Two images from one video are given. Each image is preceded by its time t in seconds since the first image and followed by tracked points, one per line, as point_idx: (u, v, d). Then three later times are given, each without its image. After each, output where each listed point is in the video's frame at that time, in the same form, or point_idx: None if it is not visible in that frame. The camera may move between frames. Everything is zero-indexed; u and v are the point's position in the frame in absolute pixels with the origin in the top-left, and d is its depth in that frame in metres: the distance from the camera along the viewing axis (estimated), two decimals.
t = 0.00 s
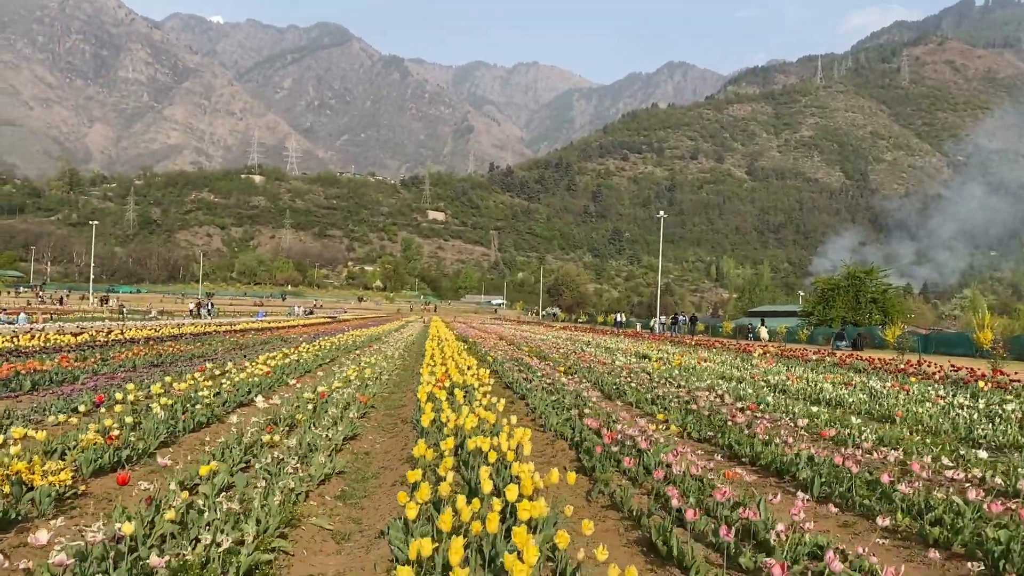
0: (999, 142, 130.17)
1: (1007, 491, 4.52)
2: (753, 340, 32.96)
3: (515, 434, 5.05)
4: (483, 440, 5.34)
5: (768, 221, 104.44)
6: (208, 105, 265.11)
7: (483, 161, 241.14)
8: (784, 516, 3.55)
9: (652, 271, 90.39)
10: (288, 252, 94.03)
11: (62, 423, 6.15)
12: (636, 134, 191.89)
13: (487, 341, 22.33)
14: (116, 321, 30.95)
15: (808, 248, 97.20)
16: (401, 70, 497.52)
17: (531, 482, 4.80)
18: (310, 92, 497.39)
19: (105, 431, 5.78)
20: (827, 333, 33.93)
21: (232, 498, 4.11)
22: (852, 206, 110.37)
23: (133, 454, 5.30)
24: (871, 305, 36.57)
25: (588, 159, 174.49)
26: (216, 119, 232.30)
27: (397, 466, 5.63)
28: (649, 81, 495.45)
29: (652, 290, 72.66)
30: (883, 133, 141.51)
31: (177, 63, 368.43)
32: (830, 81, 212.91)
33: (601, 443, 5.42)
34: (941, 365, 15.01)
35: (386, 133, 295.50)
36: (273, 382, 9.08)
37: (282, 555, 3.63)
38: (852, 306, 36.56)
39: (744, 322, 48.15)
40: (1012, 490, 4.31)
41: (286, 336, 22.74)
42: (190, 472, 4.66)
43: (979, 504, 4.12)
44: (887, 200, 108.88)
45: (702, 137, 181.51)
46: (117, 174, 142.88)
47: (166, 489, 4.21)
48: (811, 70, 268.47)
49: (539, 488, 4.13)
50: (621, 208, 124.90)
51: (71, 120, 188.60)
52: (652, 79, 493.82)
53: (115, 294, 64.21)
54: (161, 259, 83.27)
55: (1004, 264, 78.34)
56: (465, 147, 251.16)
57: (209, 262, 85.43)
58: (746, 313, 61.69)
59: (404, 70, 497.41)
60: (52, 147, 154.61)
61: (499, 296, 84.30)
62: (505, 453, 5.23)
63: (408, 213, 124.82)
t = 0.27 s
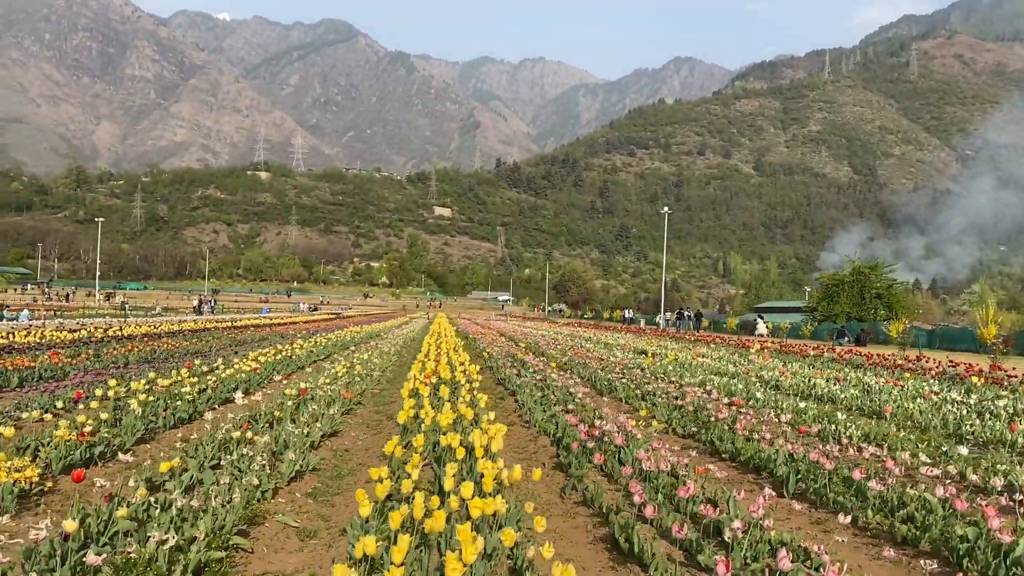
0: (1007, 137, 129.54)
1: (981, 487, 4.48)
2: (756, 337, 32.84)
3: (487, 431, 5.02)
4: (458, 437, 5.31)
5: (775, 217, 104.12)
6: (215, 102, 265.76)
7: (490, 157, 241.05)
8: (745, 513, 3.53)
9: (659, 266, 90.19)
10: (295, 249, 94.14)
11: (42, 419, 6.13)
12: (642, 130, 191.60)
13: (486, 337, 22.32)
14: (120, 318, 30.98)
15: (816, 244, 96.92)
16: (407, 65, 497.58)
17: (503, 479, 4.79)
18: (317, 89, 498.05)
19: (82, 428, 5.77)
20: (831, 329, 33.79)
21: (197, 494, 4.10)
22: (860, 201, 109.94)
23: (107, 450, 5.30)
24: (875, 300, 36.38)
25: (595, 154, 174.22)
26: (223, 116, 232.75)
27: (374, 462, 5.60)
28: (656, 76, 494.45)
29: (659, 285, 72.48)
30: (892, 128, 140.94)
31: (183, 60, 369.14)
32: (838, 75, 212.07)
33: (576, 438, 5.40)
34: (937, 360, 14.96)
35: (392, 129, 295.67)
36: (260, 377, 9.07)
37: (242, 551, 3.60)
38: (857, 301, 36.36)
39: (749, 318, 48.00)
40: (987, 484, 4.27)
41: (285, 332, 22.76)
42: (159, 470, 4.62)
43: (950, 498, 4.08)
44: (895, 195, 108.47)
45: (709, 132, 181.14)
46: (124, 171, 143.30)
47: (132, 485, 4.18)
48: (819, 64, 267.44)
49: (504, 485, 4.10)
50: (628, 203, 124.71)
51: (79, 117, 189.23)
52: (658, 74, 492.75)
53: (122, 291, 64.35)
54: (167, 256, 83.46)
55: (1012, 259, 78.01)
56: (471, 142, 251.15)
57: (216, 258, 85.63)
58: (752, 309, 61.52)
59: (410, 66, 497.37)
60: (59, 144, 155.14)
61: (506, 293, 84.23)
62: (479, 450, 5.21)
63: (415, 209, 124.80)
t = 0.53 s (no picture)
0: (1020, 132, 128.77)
1: (962, 486, 4.44)
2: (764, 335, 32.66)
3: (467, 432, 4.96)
4: (439, 436, 5.23)
5: (785, 215, 103.91)
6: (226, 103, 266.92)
7: (499, 155, 241.26)
8: (713, 513, 3.48)
9: (669, 264, 90.06)
10: (305, 248, 94.47)
11: (24, 416, 6.06)
12: (652, 128, 191.61)
13: (487, 335, 22.28)
14: (127, 317, 31.06)
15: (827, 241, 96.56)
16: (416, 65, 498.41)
17: (483, 481, 4.73)
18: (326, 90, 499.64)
19: (60, 425, 5.70)
20: (838, 327, 33.61)
21: (167, 495, 4.03)
22: (871, 198, 109.47)
23: (86, 449, 5.22)
24: (884, 298, 36.11)
25: (604, 152, 174.09)
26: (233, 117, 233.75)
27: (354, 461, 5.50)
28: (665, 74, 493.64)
29: (669, 283, 72.40)
30: (903, 125, 140.43)
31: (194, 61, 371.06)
32: (848, 72, 211.37)
33: (558, 437, 5.33)
34: (937, 358, 14.90)
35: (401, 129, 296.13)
36: (250, 375, 9.01)
37: (205, 551, 3.51)
38: (864, 300, 36.10)
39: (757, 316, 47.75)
40: (962, 485, 4.25)
41: (288, 331, 22.76)
42: (132, 466, 4.53)
43: (930, 497, 4.02)
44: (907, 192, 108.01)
45: (719, 129, 180.78)
46: (135, 171, 144.01)
47: (100, 483, 4.11)
48: (829, 61, 266.66)
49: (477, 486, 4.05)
50: (637, 202, 124.64)
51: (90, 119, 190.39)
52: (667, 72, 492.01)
53: (133, 290, 64.66)
54: (178, 256, 83.87)
55: None
56: (480, 141, 251.29)
57: (227, 258, 86.00)
58: (762, 307, 61.38)
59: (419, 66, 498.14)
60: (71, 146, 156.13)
61: (515, 291, 84.29)
62: (458, 449, 5.16)
63: (424, 208, 124.98)
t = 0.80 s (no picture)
0: None
1: (941, 488, 4.41)
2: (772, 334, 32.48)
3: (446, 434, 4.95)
4: (423, 438, 5.20)
5: (798, 212, 103.43)
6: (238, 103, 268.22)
7: (511, 153, 241.33)
8: (680, 518, 3.47)
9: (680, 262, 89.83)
10: (317, 247, 94.83)
11: (13, 416, 6.06)
12: (664, 125, 191.31)
13: (491, 333, 22.30)
14: (137, 317, 31.19)
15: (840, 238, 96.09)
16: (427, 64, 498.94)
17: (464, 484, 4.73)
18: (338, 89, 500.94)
19: (49, 426, 5.70)
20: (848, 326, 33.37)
21: (144, 497, 4.03)
22: (885, 195, 108.87)
23: (71, 449, 5.20)
24: (895, 296, 35.79)
25: (616, 150, 173.79)
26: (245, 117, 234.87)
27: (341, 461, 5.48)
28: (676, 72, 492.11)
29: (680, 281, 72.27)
30: (916, 121, 139.65)
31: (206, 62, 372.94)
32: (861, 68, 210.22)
33: (542, 439, 5.30)
34: (941, 356, 14.79)
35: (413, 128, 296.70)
36: (246, 375, 9.02)
37: (173, 554, 3.49)
38: (875, 297, 35.81)
39: (768, 314, 47.55)
40: (939, 487, 4.22)
41: (293, 330, 22.81)
42: (113, 469, 4.52)
43: (908, 499, 3.98)
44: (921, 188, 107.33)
45: (731, 126, 180.19)
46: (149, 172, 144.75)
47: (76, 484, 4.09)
48: (842, 57, 265.24)
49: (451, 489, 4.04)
50: (648, 199, 124.43)
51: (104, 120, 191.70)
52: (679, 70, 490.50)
53: (146, 290, 65.06)
54: (191, 255, 84.33)
55: None
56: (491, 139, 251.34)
57: (239, 259, 86.38)
58: (773, 304, 61.16)
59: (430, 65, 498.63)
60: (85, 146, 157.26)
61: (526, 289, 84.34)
62: (440, 449, 5.15)
63: (436, 207, 125.18)
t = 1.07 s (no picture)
0: None
1: (921, 488, 4.39)
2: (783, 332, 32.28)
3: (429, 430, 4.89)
4: (407, 437, 5.14)
5: (811, 209, 102.93)
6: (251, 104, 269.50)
7: (522, 152, 241.45)
8: (652, 517, 3.42)
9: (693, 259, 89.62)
10: (329, 247, 95.20)
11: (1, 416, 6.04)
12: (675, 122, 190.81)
13: (497, 332, 22.19)
14: (147, 317, 31.31)
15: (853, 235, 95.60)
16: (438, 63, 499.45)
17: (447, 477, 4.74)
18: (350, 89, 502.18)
19: (37, 426, 5.69)
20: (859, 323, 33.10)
21: (121, 499, 4.03)
22: (899, 191, 108.20)
23: (55, 450, 5.19)
24: (906, 293, 35.28)
25: (628, 148, 173.43)
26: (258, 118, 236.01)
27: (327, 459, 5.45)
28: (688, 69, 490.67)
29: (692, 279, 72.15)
30: (931, 117, 138.67)
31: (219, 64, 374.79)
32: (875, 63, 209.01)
33: (524, 434, 5.25)
34: (947, 353, 14.68)
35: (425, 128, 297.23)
36: (242, 374, 9.03)
37: (145, 555, 3.47)
38: (887, 294, 35.33)
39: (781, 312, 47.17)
40: (928, 488, 4.15)
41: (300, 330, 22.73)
42: (93, 470, 4.48)
43: (889, 497, 3.94)
44: (935, 184, 106.63)
45: (743, 123, 179.57)
46: (162, 172, 145.61)
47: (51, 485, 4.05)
48: (855, 53, 263.88)
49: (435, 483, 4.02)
50: (660, 197, 124.21)
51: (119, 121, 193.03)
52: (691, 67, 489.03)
53: (160, 290, 65.48)
54: (205, 255, 84.79)
55: None
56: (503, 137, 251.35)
57: (252, 258, 86.70)
58: (786, 302, 60.93)
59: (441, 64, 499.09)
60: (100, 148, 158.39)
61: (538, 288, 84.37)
62: (429, 444, 5.13)
63: (447, 205, 125.35)
